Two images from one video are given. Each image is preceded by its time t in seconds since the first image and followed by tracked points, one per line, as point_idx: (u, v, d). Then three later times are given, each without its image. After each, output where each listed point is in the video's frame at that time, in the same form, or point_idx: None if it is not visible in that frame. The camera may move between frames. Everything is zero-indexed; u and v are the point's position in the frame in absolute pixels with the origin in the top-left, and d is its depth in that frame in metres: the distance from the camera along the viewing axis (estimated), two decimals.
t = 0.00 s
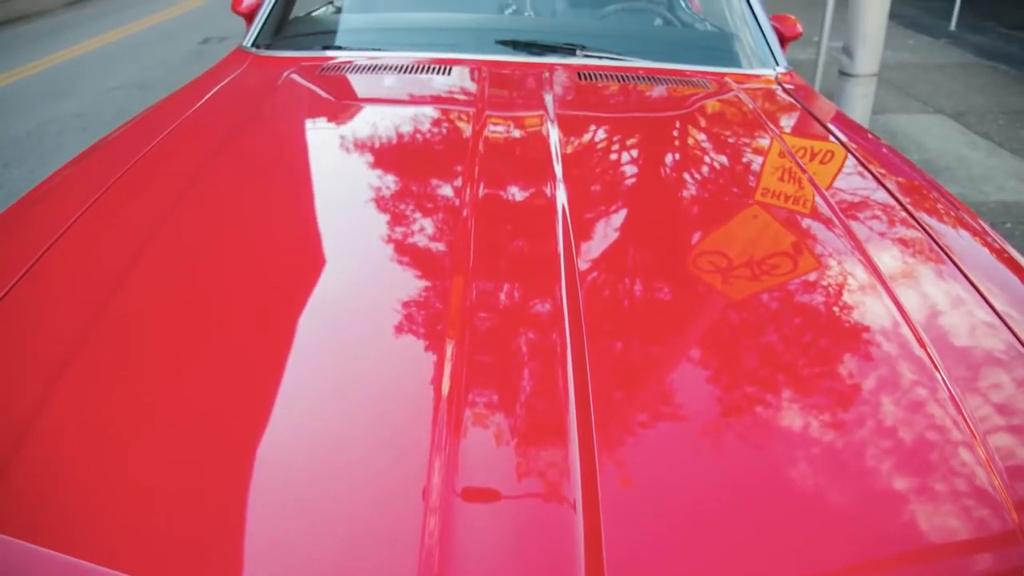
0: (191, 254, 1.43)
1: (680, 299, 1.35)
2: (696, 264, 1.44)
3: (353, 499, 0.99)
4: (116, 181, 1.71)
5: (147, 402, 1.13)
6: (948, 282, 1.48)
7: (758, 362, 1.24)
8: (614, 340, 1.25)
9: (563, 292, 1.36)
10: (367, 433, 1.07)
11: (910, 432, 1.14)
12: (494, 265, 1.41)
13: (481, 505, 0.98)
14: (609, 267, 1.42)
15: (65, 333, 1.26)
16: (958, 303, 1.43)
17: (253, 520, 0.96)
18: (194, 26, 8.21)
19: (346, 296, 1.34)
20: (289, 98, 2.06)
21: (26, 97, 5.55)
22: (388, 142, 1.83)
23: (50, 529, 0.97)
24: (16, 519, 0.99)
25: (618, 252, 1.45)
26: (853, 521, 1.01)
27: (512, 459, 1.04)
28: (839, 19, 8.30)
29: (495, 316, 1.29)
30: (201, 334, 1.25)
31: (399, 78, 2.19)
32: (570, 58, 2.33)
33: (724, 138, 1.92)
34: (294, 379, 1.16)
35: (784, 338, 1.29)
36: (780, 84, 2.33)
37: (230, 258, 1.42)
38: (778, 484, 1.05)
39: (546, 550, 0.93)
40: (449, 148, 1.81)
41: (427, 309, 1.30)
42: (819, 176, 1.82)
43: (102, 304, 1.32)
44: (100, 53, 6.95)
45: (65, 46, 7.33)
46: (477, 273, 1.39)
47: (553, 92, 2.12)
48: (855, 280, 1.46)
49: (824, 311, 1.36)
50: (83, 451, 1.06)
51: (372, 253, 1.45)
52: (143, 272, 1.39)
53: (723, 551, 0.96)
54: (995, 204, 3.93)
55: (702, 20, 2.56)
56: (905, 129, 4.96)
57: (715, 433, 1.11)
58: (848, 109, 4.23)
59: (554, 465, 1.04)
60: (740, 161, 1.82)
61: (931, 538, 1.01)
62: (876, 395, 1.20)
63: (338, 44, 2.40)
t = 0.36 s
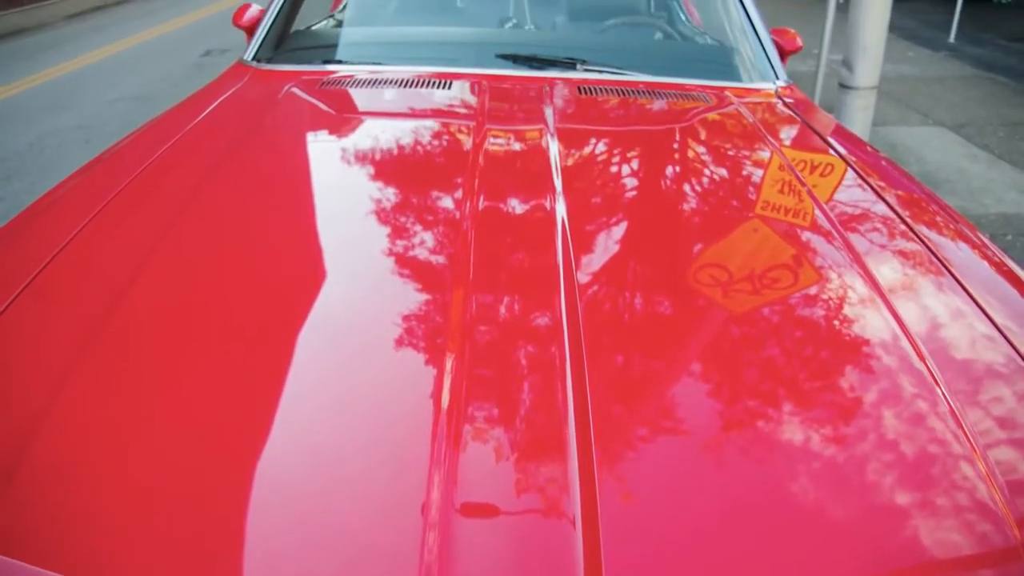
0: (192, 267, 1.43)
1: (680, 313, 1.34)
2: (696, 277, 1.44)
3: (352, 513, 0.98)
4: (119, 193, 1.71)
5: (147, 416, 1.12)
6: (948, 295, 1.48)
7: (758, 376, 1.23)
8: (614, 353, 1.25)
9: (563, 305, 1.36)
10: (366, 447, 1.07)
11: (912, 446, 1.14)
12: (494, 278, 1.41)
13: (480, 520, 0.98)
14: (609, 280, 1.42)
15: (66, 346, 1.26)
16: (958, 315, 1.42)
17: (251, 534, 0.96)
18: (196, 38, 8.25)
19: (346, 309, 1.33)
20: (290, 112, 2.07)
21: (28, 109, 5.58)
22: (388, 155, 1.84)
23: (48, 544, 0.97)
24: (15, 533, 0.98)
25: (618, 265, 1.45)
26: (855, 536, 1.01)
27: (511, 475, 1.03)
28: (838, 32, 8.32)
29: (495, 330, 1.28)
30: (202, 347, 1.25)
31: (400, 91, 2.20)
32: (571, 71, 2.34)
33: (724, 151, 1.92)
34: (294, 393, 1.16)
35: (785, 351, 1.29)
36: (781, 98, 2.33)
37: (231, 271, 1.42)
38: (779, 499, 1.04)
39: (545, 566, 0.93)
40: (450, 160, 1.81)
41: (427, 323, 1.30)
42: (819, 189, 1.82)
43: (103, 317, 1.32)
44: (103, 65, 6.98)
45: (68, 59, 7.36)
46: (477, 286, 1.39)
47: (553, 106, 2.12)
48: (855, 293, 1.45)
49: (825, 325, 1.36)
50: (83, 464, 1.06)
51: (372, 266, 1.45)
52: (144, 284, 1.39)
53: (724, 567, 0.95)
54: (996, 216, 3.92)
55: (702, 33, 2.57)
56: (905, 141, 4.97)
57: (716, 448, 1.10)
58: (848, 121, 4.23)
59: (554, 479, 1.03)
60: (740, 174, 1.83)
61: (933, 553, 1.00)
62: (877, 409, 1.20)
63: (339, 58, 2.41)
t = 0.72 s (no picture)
0: (193, 279, 1.43)
1: (681, 326, 1.34)
2: (697, 291, 1.44)
3: (350, 528, 0.97)
4: (120, 205, 1.71)
5: (147, 428, 1.12)
6: (948, 307, 1.48)
7: (759, 389, 1.23)
8: (615, 367, 1.24)
9: (564, 318, 1.35)
10: (366, 462, 1.06)
11: (913, 458, 1.13)
12: (494, 290, 1.41)
13: (479, 536, 0.97)
14: (609, 293, 1.41)
15: (67, 359, 1.26)
16: (958, 327, 1.42)
17: (249, 548, 0.95)
18: (197, 50, 8.28)
19: (346, 322, 1.33)
20: (290, 124, 2.07)
21: (30, 120, 5.60)
22: (388, 168, 1.84)
23: (46, 557, 0.96)
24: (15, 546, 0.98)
25: (618, 278, 1.45)
26: (856, 551, 1.00)
27: (511, 491, 1.03)
28: (838, 44, 8.35)
29: (495, 343, 1.28)
30: (202, 358, 1.24)
31: (400, 104, 2.20)
32: (570, 85, 2.34)
33: (724, 163, 1.93)
34: (293, 407, 1.15)
35: (786, 364, 1.28)
36: (781, 111, 2.33)
37: (231, 283, 1.42)
38: (781, 513, 1.03)
39: None
40: (450, 171, 1.82)
41: (427, 337, 1.30)
42: (819, 201, 1.82)
43: (103, 329, 1.32)
44: (105, 76, 7.00)
45: (70, 70, 7.39)
46: (476, 299, 1.39)
47: (553, 119, 2.13)
48: (856, 306, 1.45)
49: (825, 337, 1.35)
50: (81, 477, 1.05)
51: (372, 279, 1.45)
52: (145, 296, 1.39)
53: None
54: (996, 227, 3.92)
55: (702, 46, 2.58)
56: (905, 153, 4.98)
57: (717, 462, 1.10)
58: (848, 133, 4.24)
59: (554, 495, 1.03)
60: (739, 186, 1.83)
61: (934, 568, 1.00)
62: (878, 421, 1.19)
63: (339, 71, 2.42)
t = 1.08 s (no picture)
0: (193, 290, 1.43)
1: (681, 337, 1.34)
2: (697, 301, 1.43)
3: (349, 540, 0.97)
4: (121, 215, 1.72)
5: (147, 439, 1.11)
6: (948, 316, 1.48)
7: (760, 400, 1.22)
8: (615, 378, 1.24)
9: (564, 328, 1.35)
10: (366, 473, 1.06)
11: (915, 469, 1.13)
12: (494, 300, 1.41)
13: (479, 548, 0.96)
14: (609, 303, 1.41)
15: (67, 369, 1.25)
16: (958, 337, 1.42)
17: (247, 560, 0.95)
18: (199, 58, 8.31)
19: (346, 333, 1.33)
20: (290, 135, 2.08)
21: (31, 129, 5.61)
22: (388, 178, 1.84)
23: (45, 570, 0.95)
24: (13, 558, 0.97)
25: (618, 288, 1.45)
26: (858, 563, 0.99)
27: (511, 503, 1.02)
28: (837, 52, 8.38)
29: (494, 354, 1.28)
30: (202, 369, 1.24)
31: (400, 115, 2.21)
32: (570, 97, 2.34)
33: (724, 172, 1.93)
34: (293, 417, 1.15)
35: (787, 374, 1.28)
36: (781, 122, 2.33)
37: (232, 293, 1.42)
38: (782, 525, 1.03)
39: None
40: (450, 181, 1.82)
41: (427, 347, 1.30)
42: (819, 211, 1.81)
43: (104, 339, 1.31)
44: (106, 85, 7.02)
45: (72, 78, 7.41)
46: (476, 309, 1.39)
47: (553, 129, 2.13)
48: (856, 316, 1.45)
49: (825, 347, 1.35)
50: (81, 488, 1.04)
51: (372, 289, 1.45)
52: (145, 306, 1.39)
53: None
54: (997, 237, 3.92)
55: (701, 56, 2.59)
56: (905, 162, 4.99)
57: (718, 473, 1.09)
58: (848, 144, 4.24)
59: (554, 507, 1.02)
60: (739, 196, 1.83)
61: None
62: (880, 432, 1.19)
63: (339, 82, 2.42)
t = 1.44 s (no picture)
0: (194, 301, 1.43)
1: (682, 349, 1.34)
2: (697, 313, 1.43)
3: (348, 554, 0.96)
4: (122, 227, 1.72)
5: (147, 451, 1.11)
6: (949, 326, 1.47)
7: (760, 412, 1.22)
8: (616, 391, 1.24)
9: (564, 339, 1.35)
10: (366, 485, 1.06)
11: (917, 481, 1.13)
12: (495, 311, 1.41)
13: (478, 562, 0.96)
14: (609, 315, 1.41)
15: (67, 381, 1.25)
16: (958, 347, 1.42)
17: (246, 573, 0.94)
18: (199, 68, 8.34)
19: (346, 345, 1.33)
20: (291, 146, 2.08)
21: (33, 139, 5.62)
22: (388, 189, 1.84)
23: None
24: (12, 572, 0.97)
25: (619, 299, 1.45)
26: None
27: (510, 518, 1.02)
28: (837, 62, 8.40)
29: (495, 366, 1.28)
30: (202, 380, 1.24)
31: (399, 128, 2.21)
32: (570, 109, 2.34)
33: (724, 183, 1.93)
34: (293, 429, 1.14)
35: (788, 385, 1.28)
36: (781, 133, 2.33)
37: (232, 304, 1.42)
38: (784, 538, 1.02)
39: None
40: (450, 192, 1.82)
41: (427, 359, 1.29)
42: (820, 223, 1.81)
43: (104, 351, 1.31)
44: (107, 95, 7.04)
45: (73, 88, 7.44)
46: (476, 320, 1.39)
47: (553, 141, 2.13)
48: (856, 327, 1.45)
49: (826, 359, 1.35)
50: (81, 501, 1.04)
51: (373, 300, 1.44)
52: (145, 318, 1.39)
53: None
54: (998, 247, 3.92)
55: (702, 67, 2.59)
56: (905, 171, 4.99)
57: (719, 486, 1.09)
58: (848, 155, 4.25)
59: (554, 520, 1.02)
60: (739, 207, 1.83)
61: None
62: (881, 443, 1.19)
63: (340, 95, 2.43)
